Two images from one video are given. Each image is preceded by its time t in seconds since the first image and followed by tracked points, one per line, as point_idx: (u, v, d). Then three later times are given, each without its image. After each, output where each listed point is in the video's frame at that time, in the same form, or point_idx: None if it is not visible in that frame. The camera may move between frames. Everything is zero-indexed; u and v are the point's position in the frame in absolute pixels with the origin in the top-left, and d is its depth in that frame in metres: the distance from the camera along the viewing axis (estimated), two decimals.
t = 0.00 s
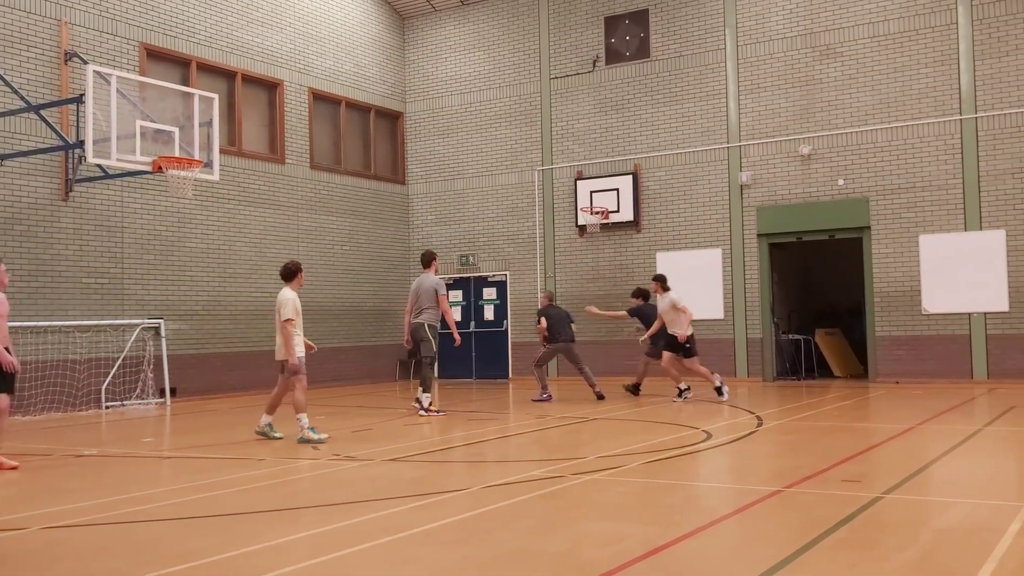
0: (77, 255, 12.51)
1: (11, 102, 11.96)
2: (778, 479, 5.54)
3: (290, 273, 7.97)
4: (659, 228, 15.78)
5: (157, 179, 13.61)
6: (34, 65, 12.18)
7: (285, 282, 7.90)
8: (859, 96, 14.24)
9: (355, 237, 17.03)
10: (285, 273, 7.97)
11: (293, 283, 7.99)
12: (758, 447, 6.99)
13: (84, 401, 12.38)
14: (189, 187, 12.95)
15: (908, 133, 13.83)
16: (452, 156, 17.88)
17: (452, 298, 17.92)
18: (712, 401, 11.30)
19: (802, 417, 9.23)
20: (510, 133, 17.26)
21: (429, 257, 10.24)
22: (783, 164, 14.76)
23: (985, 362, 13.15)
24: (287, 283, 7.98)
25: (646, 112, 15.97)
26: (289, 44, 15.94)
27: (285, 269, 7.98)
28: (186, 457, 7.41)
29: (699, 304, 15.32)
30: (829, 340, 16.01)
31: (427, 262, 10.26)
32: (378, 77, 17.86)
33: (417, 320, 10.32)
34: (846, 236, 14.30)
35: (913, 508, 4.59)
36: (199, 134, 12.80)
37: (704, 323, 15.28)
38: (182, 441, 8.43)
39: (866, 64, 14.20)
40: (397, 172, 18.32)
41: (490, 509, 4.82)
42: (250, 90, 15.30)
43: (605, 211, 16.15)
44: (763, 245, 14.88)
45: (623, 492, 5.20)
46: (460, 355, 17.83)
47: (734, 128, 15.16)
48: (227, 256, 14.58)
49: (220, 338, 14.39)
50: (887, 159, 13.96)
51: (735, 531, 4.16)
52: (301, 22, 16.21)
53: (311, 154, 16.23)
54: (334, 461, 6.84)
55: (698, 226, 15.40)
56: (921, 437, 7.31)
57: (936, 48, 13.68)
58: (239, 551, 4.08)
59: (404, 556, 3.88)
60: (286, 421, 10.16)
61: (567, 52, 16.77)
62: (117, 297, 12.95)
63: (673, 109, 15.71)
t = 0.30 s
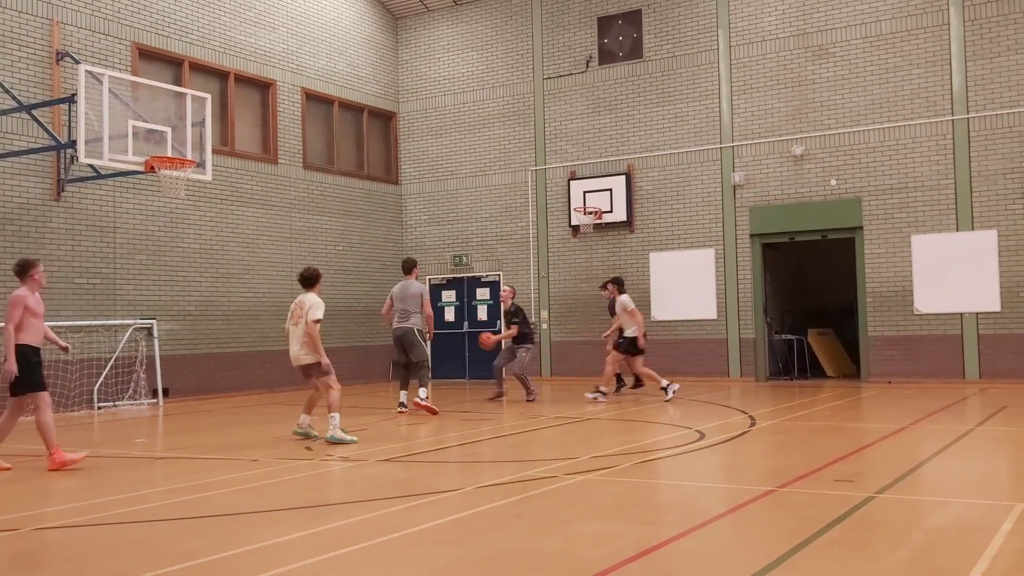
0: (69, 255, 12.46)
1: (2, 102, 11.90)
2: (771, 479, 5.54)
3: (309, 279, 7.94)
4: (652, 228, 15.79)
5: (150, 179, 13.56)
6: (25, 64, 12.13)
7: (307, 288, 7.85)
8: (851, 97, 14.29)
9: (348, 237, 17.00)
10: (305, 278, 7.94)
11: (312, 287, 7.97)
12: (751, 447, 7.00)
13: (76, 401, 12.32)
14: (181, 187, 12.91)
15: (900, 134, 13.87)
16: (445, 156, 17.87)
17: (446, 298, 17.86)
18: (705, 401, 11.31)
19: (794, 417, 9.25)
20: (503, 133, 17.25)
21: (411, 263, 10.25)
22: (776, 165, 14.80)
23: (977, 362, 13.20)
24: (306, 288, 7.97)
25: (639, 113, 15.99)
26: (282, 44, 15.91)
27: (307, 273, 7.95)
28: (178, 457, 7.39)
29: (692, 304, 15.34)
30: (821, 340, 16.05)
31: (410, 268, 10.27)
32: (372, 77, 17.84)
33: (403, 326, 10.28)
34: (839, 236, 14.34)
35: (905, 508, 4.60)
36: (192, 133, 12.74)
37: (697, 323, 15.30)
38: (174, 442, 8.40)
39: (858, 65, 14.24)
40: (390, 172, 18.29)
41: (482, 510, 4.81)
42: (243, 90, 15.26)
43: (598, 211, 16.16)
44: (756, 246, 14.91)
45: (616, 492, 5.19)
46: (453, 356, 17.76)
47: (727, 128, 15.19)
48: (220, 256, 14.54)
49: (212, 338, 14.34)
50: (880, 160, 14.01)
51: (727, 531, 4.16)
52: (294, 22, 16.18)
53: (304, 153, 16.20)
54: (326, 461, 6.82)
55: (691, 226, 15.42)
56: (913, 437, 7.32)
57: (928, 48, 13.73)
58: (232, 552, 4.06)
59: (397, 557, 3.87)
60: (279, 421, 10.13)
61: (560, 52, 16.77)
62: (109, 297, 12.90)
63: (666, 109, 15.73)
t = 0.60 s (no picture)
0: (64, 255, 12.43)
1: None
2: (767, 478, 5.56)
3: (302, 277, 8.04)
4: (648, 229, 15.80)
5: (145, 180, 13.53)
6: (20, 64, 12.09)
7: (307, 287, 7.98)
8: (847, 98, 14.31)
9: (344, 237, 16.98)
10: (300, 279, 8.03)
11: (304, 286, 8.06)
12: (747, 447, 7.01)
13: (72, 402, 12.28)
14: (176, 188, 12.87)
15: (895, 135, 13.90)
16: (441, 157, 17.86)
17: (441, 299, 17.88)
18: (701, 401, 11.32)
19: (790, 417, 9.25)
20: (498, 133, 17.24)
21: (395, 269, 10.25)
22: (772, 166, 14.82)
23: (972, 362, 13.23)
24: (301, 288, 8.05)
25: (635, 113, 15.99)
26: (278, 44, 15.88)
27: (303, 273, 8.07)
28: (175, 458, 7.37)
29: (688, 305, 15.34)
30: (817, 340, 16.07)
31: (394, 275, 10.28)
32: (368, 77, 17.82)
33: (400, 331, 10.42)
34: (834, 237, 14.36)
35: (900, 508, 4.61)
36: (187, 134, 12.73)
37: (693, 323, 15.31)
38: (169, 442, 8.38)
39: (854, 66, 14.27)
40: (386, 173, 18.28)
41: (479, 510, 4.80)
42: (238, 90, 15.23)
43: (594, 212, 16.16)
44: (751, 246, 14.92)
45: (613, 493, 5.20)
46: (448, 356, 17.76)
47: (722, 129, 15.20)
48: (215, 256, 14.50)
49: (208, 339, 14.31)
50: (875, 160, 14.03)
51: (723, 532, 4.17)
52: (290, 23, 16.16)
53: (300, 154, 16.17)
54: (322, 462, 6.81)
55: (687, 226, 15.43)
56: (908, 437, 7.34)
57: (924, 49, 13.76)
58: (229, 552, 4.05)
59: (394, 557, 3.86)
60: (275, 422, 10.11)
61: (556, 52, 16.77)
62: (104, 297, 12.87)
63: (662, 110, 15.74)
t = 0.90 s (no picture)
0: (59, 256, 12.39)
1: None
2: (763, 479, 5.56)
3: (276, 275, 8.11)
4: (643, 229, 15.81)
5: (140, 179, 13.50)
6: (15, 64, 12.05)
7: (282, 281, 8.12)
8: (842, 98, 14.34)
9: (340, 237, 16.96)
10: (272, 273, 8.11)
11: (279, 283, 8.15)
12: (743, 448, 7.02)
13: (67, 403, 12.24)
14: (172, 188, 12.84)
15: (890, 135, 13.93)
16: (437, 157, 17.85)
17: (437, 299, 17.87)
18: (698, 401, 11.33)
19: (786, 417, 9.26)
20: (494, 134, 17.24)
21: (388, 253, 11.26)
22: (767, 166, 14.84)
23: (967, 362, 13.26)
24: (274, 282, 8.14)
25: (630, 113, 16.01)
26: (273, 44, 15.86)
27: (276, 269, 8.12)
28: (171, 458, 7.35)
29: (683, 305, 15.35)
30: (812, 341, 16.10)
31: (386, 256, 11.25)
32: (363, 77, 17.80)
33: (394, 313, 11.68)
34: (829, 237, 14.38)
35: (895, 508, 4.61)
36: (183, 134, 12.70)
37: (688, 324, 15.33)
38: (165, 443, 8.36)
39: (849, 66, 14.30)
40: (382, 173, 18.26)
41: (474, 510, 4.79)
42: (233, 90, 15.20)
43: (590, 212, 16.16)
44: (747, 246, 14.93)
45: (609, 493, 5.19)
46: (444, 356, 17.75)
47: (718, 130, 15.22)
48: (211, 256, 14.48)
49: (203, 339, 14.29)
50: (870, 161, 14.06)
51: (719, 532, 4.17)
52: (286, 23, 16.13)
53: (295, 154, 16.16)
54: (318, 462, 6.80)
55: (683, 227, 15.44)
56: (903, 437, 7.35)
57: (919, 50, 13.79)
58: (224, 553, 4.04)
59: (390, 557, 3.85)
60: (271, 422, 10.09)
61: (552, 52, 16.78)
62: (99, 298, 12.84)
63: (657, 110, 15.75)
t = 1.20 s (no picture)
0: (55, 255, 12.35)
1: None
2: (759, 479, 5.55)
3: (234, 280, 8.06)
4: (640, 229, 15.81)
5: (136, 179, 13.47)
6: (10, 64, 12.01)
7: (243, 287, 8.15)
8: (838, 98, 14.35)
9: (336, 237, 16.94)
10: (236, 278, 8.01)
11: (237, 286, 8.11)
12: (739, 447, 7.01)
13: (62, 403, 12.21)
14: (168, 187, 12.82)
15: (887, 135, 13.94)
16: (434, 157, 17.83)
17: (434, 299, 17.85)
18: (694, 401, 11.33)
19: (782, 417, 9.26)
20: (491, 133, 17.23)
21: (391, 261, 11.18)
22: (764, 166, 14.84)
23: (963, 362, 13.28)
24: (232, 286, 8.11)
25: (627, 113, 16.01)
26: (270, 43, 15.84)
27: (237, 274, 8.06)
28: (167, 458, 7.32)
29: (680, 305, 15.35)
30: (809, 341, 16.11)
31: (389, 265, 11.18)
32: (360, 77, 17.78)
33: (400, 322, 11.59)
34: (826, 237, 14.38)
35: (891, 508, 4.60)
36: (179, 133, 12.66)
37: (685, 323, 15.33)
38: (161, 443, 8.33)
39: (845, 66, 14.31)
40: (379, 173, 18.23)
41: (470, 510, 4.78)
42: (230, 89, 15.17)
43: (587, 212, 16.15)
44: (744, 246, 14.94)
45: (606, 493, 5.18)
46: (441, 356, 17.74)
47: (715, 130, 15.22)
48: (207, 256, 14.45)
49: (199, 338, 14.26)
50: (867, 161, 14.07)
51: (716, 532, 4.16)
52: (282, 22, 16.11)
53: (292, 154, 16.14)
54: (314, 462, 6.79)
55: (680, 227, 15.44)
56: (899, 437, 7.35)
57: (915, 50, 13.80)
58: (219, 553, 4.02)
59: (385, 558, 3.84)
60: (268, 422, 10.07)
61: (548, 52, 16.77)
62: (94, 297, 12.81)
63: (654, 110, 15.75)
